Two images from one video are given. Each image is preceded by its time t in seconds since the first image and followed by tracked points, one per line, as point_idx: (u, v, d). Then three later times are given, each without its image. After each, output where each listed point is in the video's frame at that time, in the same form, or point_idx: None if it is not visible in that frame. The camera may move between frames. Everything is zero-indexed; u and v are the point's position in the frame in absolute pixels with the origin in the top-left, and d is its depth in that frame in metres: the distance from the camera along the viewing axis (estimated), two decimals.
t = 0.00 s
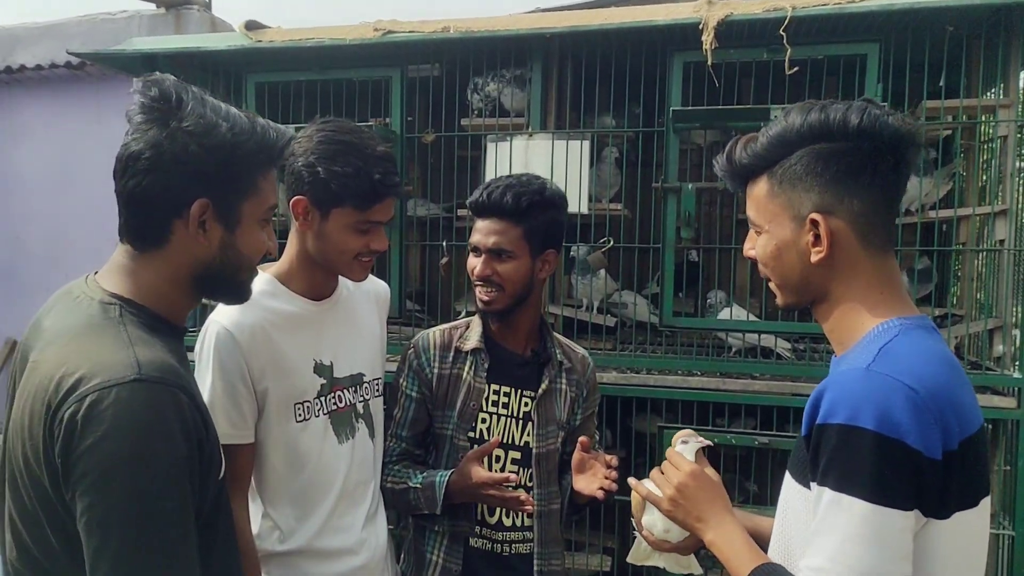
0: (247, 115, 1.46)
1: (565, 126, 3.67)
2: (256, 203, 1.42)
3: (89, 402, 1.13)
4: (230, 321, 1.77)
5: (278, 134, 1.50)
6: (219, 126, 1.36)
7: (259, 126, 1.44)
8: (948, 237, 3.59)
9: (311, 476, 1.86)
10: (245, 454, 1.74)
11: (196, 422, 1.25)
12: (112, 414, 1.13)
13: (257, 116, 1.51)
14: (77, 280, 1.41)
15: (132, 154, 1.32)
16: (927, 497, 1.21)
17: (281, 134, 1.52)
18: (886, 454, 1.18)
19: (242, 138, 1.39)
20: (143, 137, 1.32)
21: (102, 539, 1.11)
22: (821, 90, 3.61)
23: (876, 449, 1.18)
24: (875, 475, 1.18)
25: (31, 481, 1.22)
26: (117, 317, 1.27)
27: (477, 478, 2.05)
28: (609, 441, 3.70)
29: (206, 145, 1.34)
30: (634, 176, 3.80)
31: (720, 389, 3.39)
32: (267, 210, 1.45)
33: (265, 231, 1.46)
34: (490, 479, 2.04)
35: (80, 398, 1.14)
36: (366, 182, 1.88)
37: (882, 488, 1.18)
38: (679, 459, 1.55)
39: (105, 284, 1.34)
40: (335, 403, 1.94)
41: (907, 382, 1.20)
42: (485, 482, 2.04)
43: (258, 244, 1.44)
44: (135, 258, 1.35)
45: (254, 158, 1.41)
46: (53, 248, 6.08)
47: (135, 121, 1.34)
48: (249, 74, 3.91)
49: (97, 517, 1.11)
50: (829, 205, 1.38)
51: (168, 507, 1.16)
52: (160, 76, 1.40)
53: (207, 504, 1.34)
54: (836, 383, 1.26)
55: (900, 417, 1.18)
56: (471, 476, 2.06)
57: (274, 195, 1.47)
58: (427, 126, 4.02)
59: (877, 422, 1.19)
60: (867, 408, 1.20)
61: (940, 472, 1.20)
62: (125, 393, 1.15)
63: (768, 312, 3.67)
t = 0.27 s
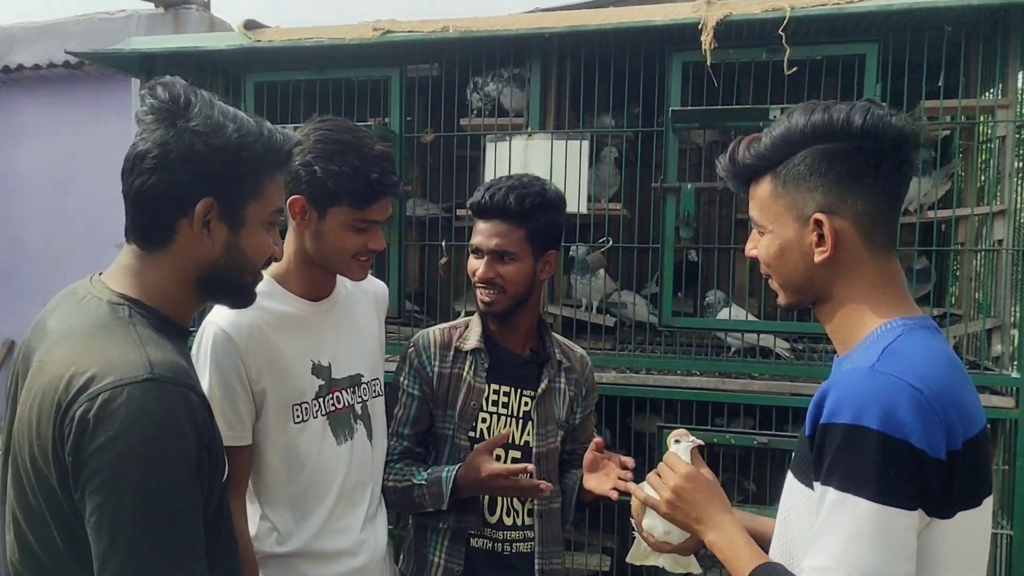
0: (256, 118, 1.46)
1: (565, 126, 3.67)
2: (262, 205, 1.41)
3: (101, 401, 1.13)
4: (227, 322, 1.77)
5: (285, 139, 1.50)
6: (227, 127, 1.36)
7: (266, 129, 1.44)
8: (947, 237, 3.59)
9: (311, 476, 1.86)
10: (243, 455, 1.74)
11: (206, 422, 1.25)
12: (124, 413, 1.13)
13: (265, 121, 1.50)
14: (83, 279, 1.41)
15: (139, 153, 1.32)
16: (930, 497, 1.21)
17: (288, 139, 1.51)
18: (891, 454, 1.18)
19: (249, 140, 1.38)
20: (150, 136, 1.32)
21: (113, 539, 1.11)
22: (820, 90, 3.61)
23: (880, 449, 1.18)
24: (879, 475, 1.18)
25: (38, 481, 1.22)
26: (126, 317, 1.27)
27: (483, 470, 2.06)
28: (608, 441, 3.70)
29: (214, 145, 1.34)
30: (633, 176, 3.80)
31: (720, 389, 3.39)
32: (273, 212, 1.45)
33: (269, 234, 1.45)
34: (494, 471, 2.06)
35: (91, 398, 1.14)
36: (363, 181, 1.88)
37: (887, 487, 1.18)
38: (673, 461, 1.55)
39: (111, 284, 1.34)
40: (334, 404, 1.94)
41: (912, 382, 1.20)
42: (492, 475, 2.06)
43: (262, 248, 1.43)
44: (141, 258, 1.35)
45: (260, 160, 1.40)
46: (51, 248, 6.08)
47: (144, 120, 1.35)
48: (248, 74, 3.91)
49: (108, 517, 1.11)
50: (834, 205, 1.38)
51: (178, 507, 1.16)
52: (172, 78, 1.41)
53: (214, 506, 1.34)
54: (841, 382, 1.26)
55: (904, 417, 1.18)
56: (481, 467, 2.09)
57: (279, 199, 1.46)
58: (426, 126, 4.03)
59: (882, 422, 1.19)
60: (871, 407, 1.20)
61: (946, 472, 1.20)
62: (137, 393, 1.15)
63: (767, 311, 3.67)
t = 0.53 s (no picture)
0: (259, 121, 1.46)
1: (564, 127, 3.68)
2: (265, 207, 1.42)
3: (108, 403, 1.13)
4: (226, 324, 1.77)
5: (288, 140, 1.50)
6: (231, 129, 1.37)
7: (269, 132, 1.44)
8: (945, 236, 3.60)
9: (309, 478, 1.87)
10: (242, 457, 1.74)
11: (212, 423, 1.25)
12: (131, 415, 1.13)
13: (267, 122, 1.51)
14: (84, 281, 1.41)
15: (144, 155, 1.32)
16: (931, 496, 1.22)
17: (290, 140, 1.51)
18: (890, 453, 1.18)
19: (253, 140, 1.39)
20: (155, 138, 1.32)
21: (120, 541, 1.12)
22: (818, 89, 3.62)
23: (880, 448, 1.19)
24: (879, 474, 1.18)
25: (44, 484, 1.22)
26: (130, 319, 1.27)
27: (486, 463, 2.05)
28: (608, 440, 3.71)
29: (218, 146, 1.34)
30: (632, 176, 3.80)
31: (719, 389, 3.39)
32: (276, 215, 1.45)
33: (273, 235, 1.46)
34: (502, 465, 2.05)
35: (98, 400, 1.14)
36: (365, 183, 1.88)
37: (886, 487, 1.18)
38: (668, 460, 1.55)
39: (115, 286, 1.34)
40: (333, 406, 1.94)
41: (912, 381, 1.21)
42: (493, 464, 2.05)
43: (265, 248, 1.43)
44: (144, 260, 1.35)
45: (264, 161, 1.40)
46: (50, 250, 6.07)
47: (148, 123, 1.35)
48: (247, 75, 3.91)
49: (116, 519, 1.12)
50: (835, 203, 1.38)
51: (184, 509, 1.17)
52: (175, 80, 1.41)
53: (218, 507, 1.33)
54: (841, 382, 1.26)
55: (904, 416, 1.19)
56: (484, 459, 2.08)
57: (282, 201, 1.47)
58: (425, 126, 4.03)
59: (882, 421, 1.19)
60: (871, 407, 1.20)
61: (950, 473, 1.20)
62: (145, 394, 1.15)
63: (766, 311, 3.68)
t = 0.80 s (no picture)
0: (257, 119, 1.45)
1: (563, 126, 3.67)
2: (268, 206, 1.42)
3: (111, 408, 1.13)
4: (226, 323, 1.77)
5: (287, 137, 1.50)
6: (231, 127, 1.36)
7: (270, 130, 1.44)
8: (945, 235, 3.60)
9: (310, 479, 1.86)
10: (242, 458, 1.74)
11: (215, 426, 1.25)
12: (133, 420, 1.13)
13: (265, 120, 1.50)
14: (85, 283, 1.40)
15: (146, 157, 1.31)
16: (935, 496, 1.21)
17: (290, 137, 1.51)
18: (896, 453, 1.18)
19: (254, 138, 1.38)
20: (157, 140, 1.31)
21: (124, 546, 1.11)
22: (818, 88, 3.62)
23: (886, 447, 1.18)
24: (885, 474, 1.18)
25: (47, 488, 1.21)
26: (131, 322, 1.26)
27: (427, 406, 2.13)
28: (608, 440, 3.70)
29: (220, 145, 1.33)
30: (632, 175, 3.80)
31: (719, 388, 3.39)
32: (277, 212, 1.45)
33: (276, 235, 1.45)
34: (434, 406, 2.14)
35: (98, 405, 1.13)
36: (368, 183, 1.87)
37: (891, 486, 1.18)
38: (664, 456, 1.54)
39: (116, 288, 1.33)
40: (333, 406, 1.94)
41: (919, 381, 1.20)
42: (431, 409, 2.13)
43: (269, 245, 1.43)
44: (145, 263, 1.34)
45: (266, 158, 1.40)
46: (49, 250, 6.07)
47: (146, 126, 1.34)
48: (246, 74, 3.90)
49: (120, 525, 1.11)
50: (838, 200, 1.37)
51: (187, 512, 1.16)
52: (169, 81, 1.39)
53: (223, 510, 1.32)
54: (847, 381, 1.25)
55: (911, 416, 1.18)
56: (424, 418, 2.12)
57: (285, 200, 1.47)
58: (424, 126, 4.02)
59: (889, 421, 1.18)
60: (878, 406, 1.20)
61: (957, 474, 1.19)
62: (147, 399, 1.14)
63: (766, 310, 3.68)
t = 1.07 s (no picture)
0: (251, 114, 1.44)
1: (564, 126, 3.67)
2: (268, 200, 1.41)
3: (113, 412, 1.12)
4: (228, 323, 1.75)
5: (282, 131, 1.48)
6: (226, 124, 1.35)
7: (265, 124, 1.42)
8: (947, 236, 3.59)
9: (310, 480, 1.85)
10: (244, 458, 1.73)
11: (218, 428, 1.24)
12: (135, 424, 1.12)
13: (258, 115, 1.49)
14: (87, 285, 1.39)
15: (143, 159, 1.30)
16: (936, 496, 1.20)
17: (285, 131, 1.50)
18: (898, 453, 1.17)
19: (249, 134, 1.37)
20: (153, 141, 1.30)
21: (126, 549, 1.10)
22: (820, 88, 3.61)
23: (888, 447, 1.17)
24: (887, 474, 1.17)
25: (49, 489, 1.21)
26: (134, 323, 1.25)
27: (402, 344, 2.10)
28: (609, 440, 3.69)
29: (216, 143, 1.32)
30: (633, 175, 3.79)
31: (720, 388, 3.38)
32: (278, 207, 1.44)
33: (277, 232, 1.44)
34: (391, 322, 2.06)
35: (101, 409, 1.12)
36: (370, 182, 1.87)
37: (894, 486, 1.17)
38: (658, 453, 1.54)
39: (119, 289, 1.33)
40: (334, 407, 1.93)
41: (921, 381, 1.19)
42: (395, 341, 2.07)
43: (271, 241, 1.42)
44: (148, 264, 1.33)
45: (263, 154, 1.39)
46: (49, 250, 6.07)
47: (140, 129, 1.33)
48: (247, 74, 3.90)
49: (123, 528, 1.11)
50: (838, 200, 1.36)
51: (189, 516, 1.15)
52: (158, 81, 1.37)
53: (225, 511, 1.32)
54: (848, 380, 1.24)
55: (913, 416, 1.17)
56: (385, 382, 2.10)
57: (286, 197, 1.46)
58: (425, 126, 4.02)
59: (891, 420, 1.17)
60: (879, 405, 1.18)
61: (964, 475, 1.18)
62: (149, 402, 1.13)
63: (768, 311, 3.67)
